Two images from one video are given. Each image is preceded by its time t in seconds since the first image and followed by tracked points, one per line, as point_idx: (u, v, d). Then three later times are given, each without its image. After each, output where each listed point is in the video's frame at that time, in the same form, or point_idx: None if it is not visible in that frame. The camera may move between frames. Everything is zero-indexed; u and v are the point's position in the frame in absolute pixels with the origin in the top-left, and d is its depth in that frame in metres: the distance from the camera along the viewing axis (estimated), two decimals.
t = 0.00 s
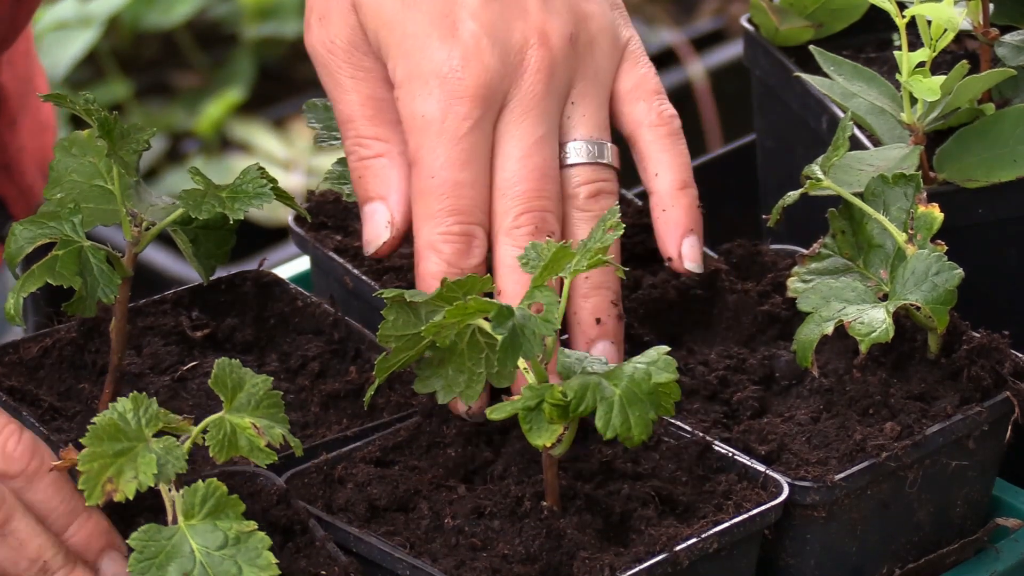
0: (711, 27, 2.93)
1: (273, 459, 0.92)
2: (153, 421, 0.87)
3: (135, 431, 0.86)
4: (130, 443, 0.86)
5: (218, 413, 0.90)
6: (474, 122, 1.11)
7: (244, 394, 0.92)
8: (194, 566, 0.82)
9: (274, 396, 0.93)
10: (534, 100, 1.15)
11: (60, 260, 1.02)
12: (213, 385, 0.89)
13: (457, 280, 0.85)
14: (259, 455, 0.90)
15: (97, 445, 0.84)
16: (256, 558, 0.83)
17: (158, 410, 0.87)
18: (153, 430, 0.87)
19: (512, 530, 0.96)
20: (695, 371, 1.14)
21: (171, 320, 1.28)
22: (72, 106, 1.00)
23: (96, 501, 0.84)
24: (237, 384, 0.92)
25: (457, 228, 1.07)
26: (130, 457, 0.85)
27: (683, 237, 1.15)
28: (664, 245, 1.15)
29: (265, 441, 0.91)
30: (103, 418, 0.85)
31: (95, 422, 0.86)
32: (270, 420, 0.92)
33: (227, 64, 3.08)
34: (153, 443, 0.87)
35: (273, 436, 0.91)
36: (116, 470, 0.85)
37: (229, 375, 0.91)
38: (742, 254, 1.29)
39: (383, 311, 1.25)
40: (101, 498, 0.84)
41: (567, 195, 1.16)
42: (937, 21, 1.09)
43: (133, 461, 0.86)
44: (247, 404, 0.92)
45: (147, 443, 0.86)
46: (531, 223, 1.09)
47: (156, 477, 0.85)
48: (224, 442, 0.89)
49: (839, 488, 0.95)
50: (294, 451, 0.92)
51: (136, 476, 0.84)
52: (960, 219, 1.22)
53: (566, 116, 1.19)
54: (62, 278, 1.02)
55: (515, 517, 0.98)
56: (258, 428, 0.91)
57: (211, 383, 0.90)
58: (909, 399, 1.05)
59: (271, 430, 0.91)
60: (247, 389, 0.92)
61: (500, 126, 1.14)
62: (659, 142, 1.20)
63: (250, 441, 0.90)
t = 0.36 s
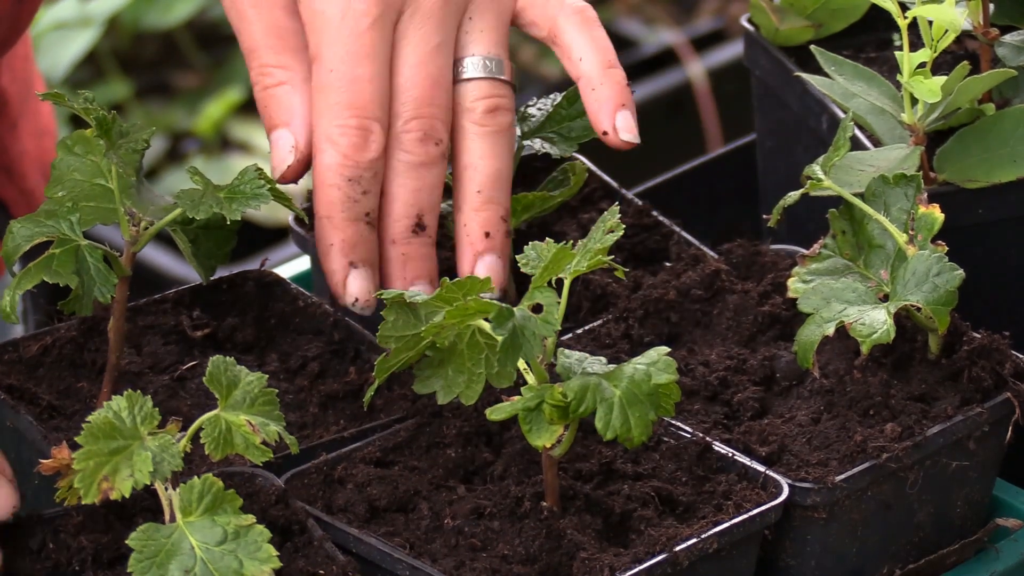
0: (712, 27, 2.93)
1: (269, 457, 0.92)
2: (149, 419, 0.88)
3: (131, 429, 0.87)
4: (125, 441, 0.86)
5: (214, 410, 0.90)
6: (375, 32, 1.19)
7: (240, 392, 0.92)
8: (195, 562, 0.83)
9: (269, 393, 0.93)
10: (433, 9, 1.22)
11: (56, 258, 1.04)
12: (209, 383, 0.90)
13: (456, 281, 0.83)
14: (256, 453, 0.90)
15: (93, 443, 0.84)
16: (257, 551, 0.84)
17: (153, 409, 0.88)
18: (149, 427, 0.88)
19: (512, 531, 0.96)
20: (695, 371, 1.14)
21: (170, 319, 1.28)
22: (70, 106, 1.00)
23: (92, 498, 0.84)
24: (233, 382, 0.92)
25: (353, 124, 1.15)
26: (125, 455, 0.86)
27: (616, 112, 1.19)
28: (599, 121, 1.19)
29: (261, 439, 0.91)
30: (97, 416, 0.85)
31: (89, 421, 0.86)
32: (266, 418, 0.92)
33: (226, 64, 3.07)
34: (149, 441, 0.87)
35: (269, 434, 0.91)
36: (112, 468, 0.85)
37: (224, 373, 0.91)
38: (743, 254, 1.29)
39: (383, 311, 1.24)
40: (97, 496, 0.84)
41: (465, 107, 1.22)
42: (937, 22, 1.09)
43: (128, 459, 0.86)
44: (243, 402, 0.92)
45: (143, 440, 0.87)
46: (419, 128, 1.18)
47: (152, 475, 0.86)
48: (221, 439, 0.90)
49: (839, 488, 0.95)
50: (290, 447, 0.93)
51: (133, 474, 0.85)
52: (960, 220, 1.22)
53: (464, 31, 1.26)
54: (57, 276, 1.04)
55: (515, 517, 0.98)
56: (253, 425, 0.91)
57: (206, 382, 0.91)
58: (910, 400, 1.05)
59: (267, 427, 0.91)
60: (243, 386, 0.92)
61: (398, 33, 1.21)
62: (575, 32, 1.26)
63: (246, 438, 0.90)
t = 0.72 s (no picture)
0: (711, 27, 2.93)
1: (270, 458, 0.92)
2: (152, 419, 0.88)
3: (134, 429, 0.87)
4: (129, 441, 0.86)
5: (216, 411, 0.90)
6: None
7: (242, 393, 0.92)
8: (197, 563, 0.84)
9: (272, 394, 0.94)
10: None
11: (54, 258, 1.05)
12: (212, 383, 0.90)
13: (457, 280, 0.85)
14: (258, 453, 0.90)
15: (96, 443, 0.85)
16: (259, 552, 0.85)
17: (157, 409, 0.88)
18: (152, 428, 0.88)
19: (512, 531, 0.96)
20: (695, 371, 1.14)
21: (170, 319, 1.29)
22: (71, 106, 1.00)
23: (95, 499, 0.84)
24: (235, 383, 0.92)
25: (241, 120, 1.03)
26: (128, 455, 0.86)
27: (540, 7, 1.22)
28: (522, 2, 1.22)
29: (263, 440, 0.91)
30: (100, 416, 0.86)
31: (93, 421, 0.86)
32: (268, 418, 0.93)
33: (226, 63, 3.07)
34: (152, 441, 0.88)
35: (272, 435, 0.92)
36: (115, 468, 0.85)
37: (227, 374, 0.92)
38: (743, 254, 1.29)
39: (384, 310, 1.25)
40: (100, 496, 0.84)
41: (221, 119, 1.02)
42: (937, 21, 1.09)
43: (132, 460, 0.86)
44: (245, 403, 0.92)
45: (146, 441, 0.87)
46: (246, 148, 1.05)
47: (156, 475, 0.86)
48: (223, 439, 0.90)
49: (839, 489, 0.95)
50: (293, 449, 0.93)
51: (135, 474, 0.85)
52: (960, 220, 1.22)
53: None
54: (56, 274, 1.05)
55: (515, 517, 0.98)
56: (255, 426, 0.91)
57: (209, 382, 0.91)
58: (910, 400, 1.05)
59: (269, 428, 0.92)
60: (245, 387, 0.93)
61: None
62: None
63: (249, 439, 0.90)
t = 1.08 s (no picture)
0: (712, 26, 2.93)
1: (270, 457, 0.92)
2: (152, 418, 0.88)
3: (134, 429, 0.87)
4: (129, 441, 0.86)
5: (216, 410, 0.90)
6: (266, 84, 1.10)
7: (242, 393, 0.92)
8: (197, 564, 0.84)
9: (272, 393, 0.93)
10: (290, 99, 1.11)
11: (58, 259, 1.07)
12: (212, 383, 0.90)
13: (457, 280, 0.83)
14: (259, 453, 0.90)
15: (97, 443, 0.84)
16: (259, 552, 0.85)
17: (156, 408, 0.88)
18: (152, 427, 0.88)
19: (512, 531, 0.96)
20: (695, 371, 1.14)
21: (170, 318, 1.29)
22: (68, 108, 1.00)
23: (95, 498, 0.84)
24: (235, 383, 0.92)
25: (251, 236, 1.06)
26: (128, 455, 0.86)
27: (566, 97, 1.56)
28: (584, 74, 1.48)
29: (263, 439, 0.91)
30: (99, 416, 0.86)
31: (93, 421, 0.86)
32: (269, 418, 0.93)
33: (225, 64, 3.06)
34: (152, 441, 0.88)
35: (272, 435, 0.92)
36: (115, 468, 0.85)
37: (226, 373, 0.91)
38: (743, 254, 1.29)
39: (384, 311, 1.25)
40: (100, 496, 0.85)
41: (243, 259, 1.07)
42: (936, 21, 1.09)
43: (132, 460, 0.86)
44: (245, 403, 0.92)
45: (146, 441, 0.87)
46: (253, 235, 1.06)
47: (155, 475, 0.86)
48: (223, 439, 0.90)
49: (839, 489, 0.95)
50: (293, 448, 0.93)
51: (135, 474, 0.85)
52: (960, 220, 1.22)
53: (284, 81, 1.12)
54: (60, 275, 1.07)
55: (515, 517, 0.98)
56: (255, 426, 0.91)
57: (209, 382, 0.91)
58: (909, 400, 1.05)
59: (269, 428, 0.92)
60: (245, 387, 0.93)
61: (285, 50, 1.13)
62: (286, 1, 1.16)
63: (249, 439, 0.90)
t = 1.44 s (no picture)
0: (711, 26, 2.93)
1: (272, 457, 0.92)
2: (152, 420, 0.88)
3: (135, 430, 0.87)
4: (130, 441, 0.86)
5: (217, 411, 0.90)
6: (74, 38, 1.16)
7: (243, 393, 0.92)
8: (197, 564, 0.84)
9: (273, 394, 0.93)
10: None
11: (55, 258, 1.05)
12: (213, 384, 0.90)
13: (456, 281, 0.83)
14: (260, 453, 0.91)
15: (97, 444, 0.85)
16: (261, 553, 0.85)
17: (157, 409, 0.88)
18: (153, 428, 0.88)
19: (513, 531, 0.97)
20: (696, 371, 1.14)
21: (171, 317, 1.29)
22: (73, 105, 1.00)
23: (96, 498, 0.85)
24: (236, 383, 0.92)
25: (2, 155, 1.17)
26: (130, 455, 0.86)
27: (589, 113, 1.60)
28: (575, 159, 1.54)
29: (265, 439, 0.91)
30: (100, 417, 0.85)
31: (94, 421, 0.86)
32: (270, 418, 0.93)
33: (226, 64, 3.06)
34: (153, 441, 0.88)
35: (273, 435, 0.92)
36: (116, 468, 0.86)
37: (227, 374, 0.91)
38: (744, 254, 1.29)
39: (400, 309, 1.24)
40: (101, 496, 0.85)
41: None
42: (937, 22, 1.09)
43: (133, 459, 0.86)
44: (246, 403, 0.92)
45: (147, 441, 0.87)
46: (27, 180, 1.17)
47: (156, 475, 0.86)
48: (224, 440, 0.90)
49: (840, 489, 0.95)
50: (296, 451, 0.93)
51: (136, 475, 0.85)
52: (960, 220, 1.22)
53: None
54: (55, 275, 1.05)
55: (516, 518, 0.98)
56: (257, 426, 0.91)
57: (210, 383, 0.91)
58: (910, 401, 1.05)
59: (270, 428, 0.92)
60: (246, 387, 0.93)
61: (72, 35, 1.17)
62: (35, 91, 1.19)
63: (250, 440, 0.91)
